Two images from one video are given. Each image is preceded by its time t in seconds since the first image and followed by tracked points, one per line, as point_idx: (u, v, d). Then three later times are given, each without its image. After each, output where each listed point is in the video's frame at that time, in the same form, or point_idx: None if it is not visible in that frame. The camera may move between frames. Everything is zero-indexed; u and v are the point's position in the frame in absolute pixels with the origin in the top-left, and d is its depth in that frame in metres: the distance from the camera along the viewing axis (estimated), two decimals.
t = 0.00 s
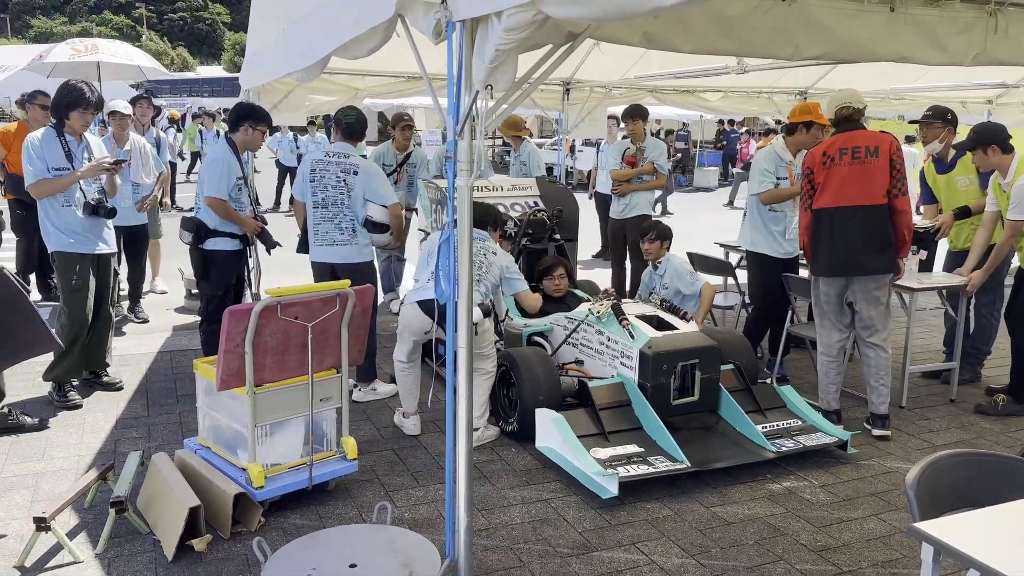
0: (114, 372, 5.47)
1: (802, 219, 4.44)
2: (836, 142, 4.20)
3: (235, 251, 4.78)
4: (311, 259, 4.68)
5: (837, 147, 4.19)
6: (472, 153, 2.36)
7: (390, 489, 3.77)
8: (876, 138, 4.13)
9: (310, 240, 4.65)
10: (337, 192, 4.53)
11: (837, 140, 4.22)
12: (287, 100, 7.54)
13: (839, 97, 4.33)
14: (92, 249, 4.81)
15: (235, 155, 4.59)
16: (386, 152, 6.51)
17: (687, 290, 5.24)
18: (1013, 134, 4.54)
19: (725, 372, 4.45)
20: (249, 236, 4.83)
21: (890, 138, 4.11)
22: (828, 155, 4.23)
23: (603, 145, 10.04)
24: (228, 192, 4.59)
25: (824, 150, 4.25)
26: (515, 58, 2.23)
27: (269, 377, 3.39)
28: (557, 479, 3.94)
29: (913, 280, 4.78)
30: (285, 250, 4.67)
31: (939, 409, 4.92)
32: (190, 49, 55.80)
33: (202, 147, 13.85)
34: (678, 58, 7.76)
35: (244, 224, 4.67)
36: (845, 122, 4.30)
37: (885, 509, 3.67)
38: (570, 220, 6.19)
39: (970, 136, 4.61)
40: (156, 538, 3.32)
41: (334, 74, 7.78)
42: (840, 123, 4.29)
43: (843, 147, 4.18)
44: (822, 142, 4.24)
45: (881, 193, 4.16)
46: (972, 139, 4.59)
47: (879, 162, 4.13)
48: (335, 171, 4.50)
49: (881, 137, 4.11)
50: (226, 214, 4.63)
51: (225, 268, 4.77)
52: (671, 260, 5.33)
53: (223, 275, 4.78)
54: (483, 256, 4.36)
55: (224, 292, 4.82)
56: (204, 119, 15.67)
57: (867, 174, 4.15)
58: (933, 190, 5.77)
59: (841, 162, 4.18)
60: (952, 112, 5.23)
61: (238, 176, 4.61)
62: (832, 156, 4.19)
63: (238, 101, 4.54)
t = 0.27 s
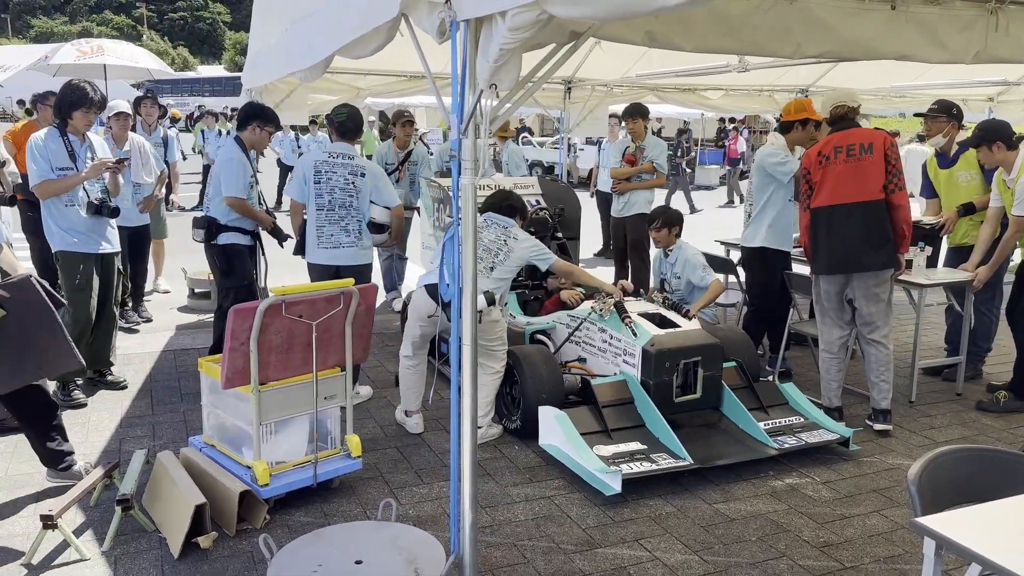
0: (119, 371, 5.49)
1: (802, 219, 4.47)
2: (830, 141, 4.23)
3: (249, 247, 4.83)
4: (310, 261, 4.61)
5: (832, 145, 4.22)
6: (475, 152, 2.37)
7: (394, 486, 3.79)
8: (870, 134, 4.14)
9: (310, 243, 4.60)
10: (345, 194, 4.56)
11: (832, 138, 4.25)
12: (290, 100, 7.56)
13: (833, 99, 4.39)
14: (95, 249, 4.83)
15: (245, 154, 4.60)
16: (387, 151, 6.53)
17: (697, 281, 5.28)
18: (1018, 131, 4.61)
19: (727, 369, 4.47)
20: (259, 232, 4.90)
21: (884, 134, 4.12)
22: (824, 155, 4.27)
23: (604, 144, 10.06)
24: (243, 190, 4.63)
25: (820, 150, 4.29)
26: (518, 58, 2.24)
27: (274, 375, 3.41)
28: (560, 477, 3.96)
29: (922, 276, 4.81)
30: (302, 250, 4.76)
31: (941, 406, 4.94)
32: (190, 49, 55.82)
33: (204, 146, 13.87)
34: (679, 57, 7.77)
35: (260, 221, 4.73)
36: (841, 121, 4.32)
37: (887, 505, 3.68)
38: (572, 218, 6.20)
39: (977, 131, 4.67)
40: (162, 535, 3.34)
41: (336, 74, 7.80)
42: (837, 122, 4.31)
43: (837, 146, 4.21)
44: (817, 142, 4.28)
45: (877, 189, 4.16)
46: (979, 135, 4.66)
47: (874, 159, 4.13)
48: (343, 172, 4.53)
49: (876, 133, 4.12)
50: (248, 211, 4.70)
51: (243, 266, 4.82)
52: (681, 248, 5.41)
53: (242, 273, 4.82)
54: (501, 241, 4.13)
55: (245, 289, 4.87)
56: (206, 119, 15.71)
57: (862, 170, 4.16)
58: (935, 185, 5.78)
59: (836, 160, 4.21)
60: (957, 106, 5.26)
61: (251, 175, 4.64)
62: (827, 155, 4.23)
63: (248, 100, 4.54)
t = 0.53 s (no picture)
0: (115, 370, 5.48)
1: (798, 217, 4.43)
2: (830, 137, 4.20)
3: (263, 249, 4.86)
4: (300, 258, 4.60)
5: (832, 141, 4.19)
6: (471, 145, 2.35)
7: (391, 483, 3.79)
8: (868, 128, 4.17)
9: (300, 239, 4.59)
10: (337, 191, 4.52)
11: (830, 134, 4.21)
12: (284, 97, 7.55)
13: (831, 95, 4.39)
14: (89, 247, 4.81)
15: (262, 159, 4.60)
16: (384, 146, 6.60)
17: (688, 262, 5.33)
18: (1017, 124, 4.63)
19: (724, 364, 4.47)
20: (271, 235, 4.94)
21: (882, 128, 4.17)
22: (823, 150, 4.23)
23: (600, 139, 10.04)
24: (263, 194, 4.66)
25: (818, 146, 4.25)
26: (513, 52, 2.23)
27: (269, 372, 3.40)
28: (558, 472, 3.95)
29: (922, 269, 4.82)
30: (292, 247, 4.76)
31: (937, 400, 4.95)
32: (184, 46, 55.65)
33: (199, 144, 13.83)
34: (675, 51, 7.75)
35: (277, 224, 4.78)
36: (838, 117, 4.33)
37: (884, 499, 3.69)
38: (568, 214, 6.19)
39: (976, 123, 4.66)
40: (159, 533, 3.33)
41: (331, 70, 7.78)
42: (835, 119, 4.30)
43: (837, 141, 4.19)
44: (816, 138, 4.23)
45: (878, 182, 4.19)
46: (977, 128, 4.65)
47: (874, 152, 4.17)
48: (336, 169, 4.48)
49: (874, 128, 4.16)
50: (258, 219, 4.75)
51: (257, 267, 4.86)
52: (683, 232, 5.39)
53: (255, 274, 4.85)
54: (496, 233, 4.03)
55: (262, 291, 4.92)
56: (201, 116, 15.66)
57: (864, 164, 4.17)
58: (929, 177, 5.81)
59: (838, 155, 4.19)
60: (955, 99, 5.22)
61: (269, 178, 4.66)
62: (828, 151, 4.19)
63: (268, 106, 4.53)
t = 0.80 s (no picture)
0: (101, 368, 5.42)
1: (801, 211, 4.40)
2: (841, 130, 4.17)
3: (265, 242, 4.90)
4: (280, 256, 4.57)
5: (843, 134, 4.17)
6: (457, 140, 2.31)
7: (381, 481, 3.76)
8: (876, 121, 4.18)
9: (279, 237, 4.55)
10: (310, 186, 4.44)
11: (840, 127, 4.19)
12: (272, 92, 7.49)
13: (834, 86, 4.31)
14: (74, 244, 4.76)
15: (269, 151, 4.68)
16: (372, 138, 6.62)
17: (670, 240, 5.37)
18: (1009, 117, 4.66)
19: (715, 358, 4.45)
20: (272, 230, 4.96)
21: (890, 121, 4.19)
22: (834, 143, 4.19)
23: (591, 133, 10.01)
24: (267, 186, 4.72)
25: (828, 139, 4.21)
26: (497, 43, 2.20)
27: (256, 370, 3.36)
28: (549, 469, 3.93)
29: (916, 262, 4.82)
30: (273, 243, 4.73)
31: (928, 393, 4.95)
32: (173, 42, 55.29)
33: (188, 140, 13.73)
34: (665, 44, 7.73)
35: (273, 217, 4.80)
36: (847, 112, 4.31)
37: (875, 492, 3.68)
38: (558, 209, 6.15)
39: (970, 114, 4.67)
40: (145, 534, 3.29)
41: (319, 64, 7.73)
42: (845, 113, 4.27)
43: (848, 134, 4.17)
44: (827, 131, 4.19)
45: (888, 175, 4.22)
46: (971, 119, 4.66)
47: (884, 145, 4.18)
48: (307, 164, 4.40)
49: (884, 120, 4.18)
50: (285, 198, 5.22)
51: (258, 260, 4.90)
52: (669, 213, 5.41)
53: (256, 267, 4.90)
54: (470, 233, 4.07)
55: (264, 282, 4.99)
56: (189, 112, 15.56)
57: (874, 157, 4.18)
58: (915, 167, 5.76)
59: (849, 148, 4.17)
60: (949, 90, 5.30)
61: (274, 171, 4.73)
62: (840, 143, 4.16)
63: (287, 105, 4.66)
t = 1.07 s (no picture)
0: (81, 368, 5.32)
1: (802, 204, 4.35)
2: (850, 121, 4.18)
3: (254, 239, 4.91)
4: (249, 252, 4.52)
5: (852, 125, 4.17)
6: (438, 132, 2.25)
7: (366, 481, 3.69)
8: (883, 113, 4.21)
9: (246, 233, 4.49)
10: (272, 181, 4.34)
11: (849, 118, 4.19)
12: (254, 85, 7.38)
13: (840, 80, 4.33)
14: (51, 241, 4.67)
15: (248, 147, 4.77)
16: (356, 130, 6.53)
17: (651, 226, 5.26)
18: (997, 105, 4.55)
19: (704, 352, 4.41)
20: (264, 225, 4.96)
21: (895, 112, 4.24)
22: (844, 134, 4.19)
23: (578, 126, 9.94)
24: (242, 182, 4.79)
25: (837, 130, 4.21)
26: (477, 31, 2.18)
27: (236, 369, 3.29)
28: (537, 466, 3.87)
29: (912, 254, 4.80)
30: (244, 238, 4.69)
31: (917, 385, 4.92)
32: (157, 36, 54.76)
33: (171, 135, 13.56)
34: (653, 35, 7.67)
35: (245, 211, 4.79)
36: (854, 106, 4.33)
37: (866, 487, 3.64)
38: (545, 202, 6.09)
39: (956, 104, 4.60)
40: (124, 538, 3.21)
41: (302, 57, 7.62)
42: (853, 105, 4.30)
43: (858, 125, 4.17)
44: (836, 122, 4.19)
45: (897, 166, 4.24)
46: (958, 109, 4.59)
47: (891, 136, 4.21)
48: (268, 158, 4.31)
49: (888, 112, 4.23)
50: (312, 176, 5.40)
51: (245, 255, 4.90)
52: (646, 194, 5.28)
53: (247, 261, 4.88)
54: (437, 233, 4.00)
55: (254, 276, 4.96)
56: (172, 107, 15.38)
57: (883, 147, 4.20)
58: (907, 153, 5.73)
59: (859, 138, 4.18)
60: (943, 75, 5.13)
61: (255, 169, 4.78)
62: (850, 134, 4.16)
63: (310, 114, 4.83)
